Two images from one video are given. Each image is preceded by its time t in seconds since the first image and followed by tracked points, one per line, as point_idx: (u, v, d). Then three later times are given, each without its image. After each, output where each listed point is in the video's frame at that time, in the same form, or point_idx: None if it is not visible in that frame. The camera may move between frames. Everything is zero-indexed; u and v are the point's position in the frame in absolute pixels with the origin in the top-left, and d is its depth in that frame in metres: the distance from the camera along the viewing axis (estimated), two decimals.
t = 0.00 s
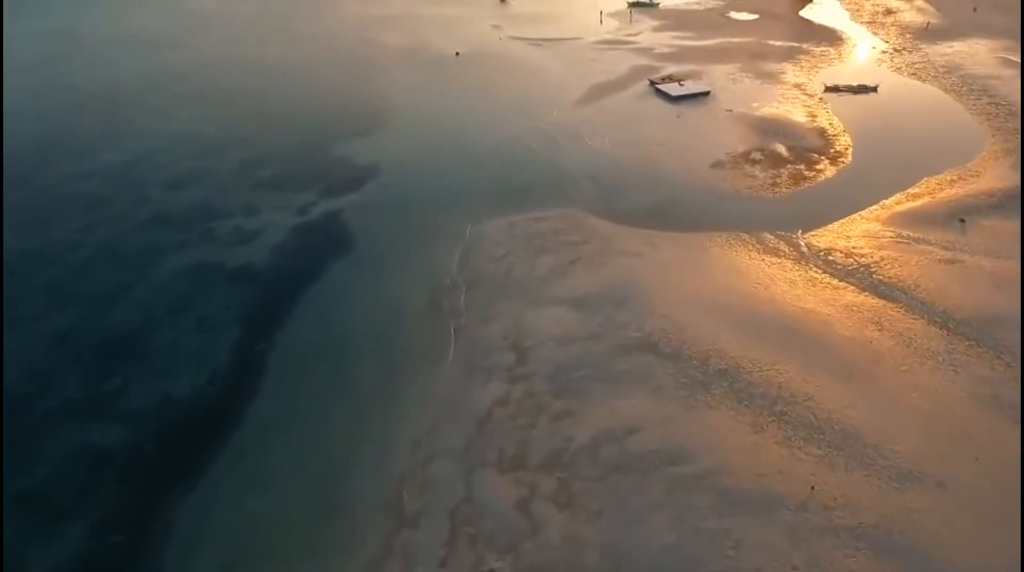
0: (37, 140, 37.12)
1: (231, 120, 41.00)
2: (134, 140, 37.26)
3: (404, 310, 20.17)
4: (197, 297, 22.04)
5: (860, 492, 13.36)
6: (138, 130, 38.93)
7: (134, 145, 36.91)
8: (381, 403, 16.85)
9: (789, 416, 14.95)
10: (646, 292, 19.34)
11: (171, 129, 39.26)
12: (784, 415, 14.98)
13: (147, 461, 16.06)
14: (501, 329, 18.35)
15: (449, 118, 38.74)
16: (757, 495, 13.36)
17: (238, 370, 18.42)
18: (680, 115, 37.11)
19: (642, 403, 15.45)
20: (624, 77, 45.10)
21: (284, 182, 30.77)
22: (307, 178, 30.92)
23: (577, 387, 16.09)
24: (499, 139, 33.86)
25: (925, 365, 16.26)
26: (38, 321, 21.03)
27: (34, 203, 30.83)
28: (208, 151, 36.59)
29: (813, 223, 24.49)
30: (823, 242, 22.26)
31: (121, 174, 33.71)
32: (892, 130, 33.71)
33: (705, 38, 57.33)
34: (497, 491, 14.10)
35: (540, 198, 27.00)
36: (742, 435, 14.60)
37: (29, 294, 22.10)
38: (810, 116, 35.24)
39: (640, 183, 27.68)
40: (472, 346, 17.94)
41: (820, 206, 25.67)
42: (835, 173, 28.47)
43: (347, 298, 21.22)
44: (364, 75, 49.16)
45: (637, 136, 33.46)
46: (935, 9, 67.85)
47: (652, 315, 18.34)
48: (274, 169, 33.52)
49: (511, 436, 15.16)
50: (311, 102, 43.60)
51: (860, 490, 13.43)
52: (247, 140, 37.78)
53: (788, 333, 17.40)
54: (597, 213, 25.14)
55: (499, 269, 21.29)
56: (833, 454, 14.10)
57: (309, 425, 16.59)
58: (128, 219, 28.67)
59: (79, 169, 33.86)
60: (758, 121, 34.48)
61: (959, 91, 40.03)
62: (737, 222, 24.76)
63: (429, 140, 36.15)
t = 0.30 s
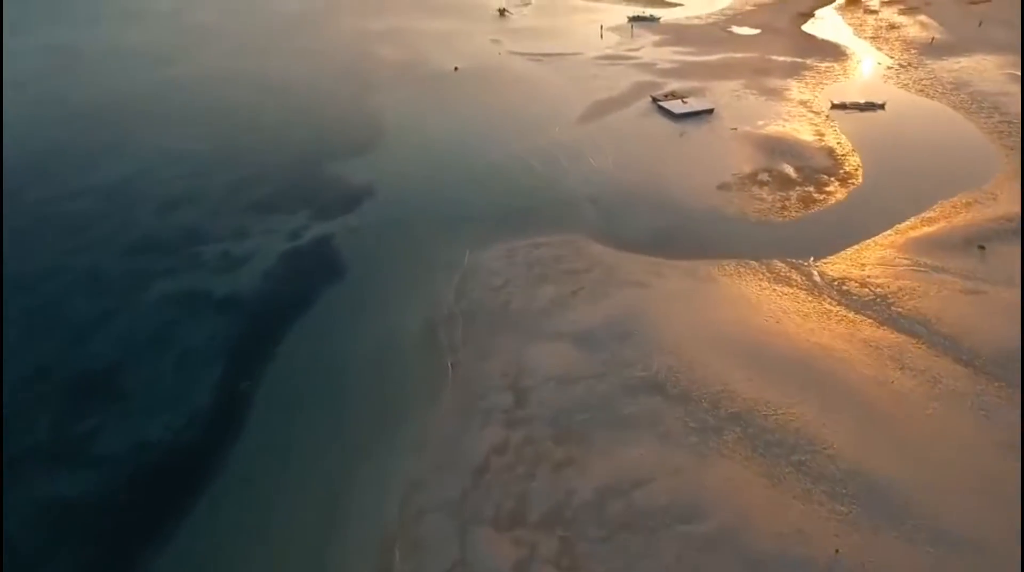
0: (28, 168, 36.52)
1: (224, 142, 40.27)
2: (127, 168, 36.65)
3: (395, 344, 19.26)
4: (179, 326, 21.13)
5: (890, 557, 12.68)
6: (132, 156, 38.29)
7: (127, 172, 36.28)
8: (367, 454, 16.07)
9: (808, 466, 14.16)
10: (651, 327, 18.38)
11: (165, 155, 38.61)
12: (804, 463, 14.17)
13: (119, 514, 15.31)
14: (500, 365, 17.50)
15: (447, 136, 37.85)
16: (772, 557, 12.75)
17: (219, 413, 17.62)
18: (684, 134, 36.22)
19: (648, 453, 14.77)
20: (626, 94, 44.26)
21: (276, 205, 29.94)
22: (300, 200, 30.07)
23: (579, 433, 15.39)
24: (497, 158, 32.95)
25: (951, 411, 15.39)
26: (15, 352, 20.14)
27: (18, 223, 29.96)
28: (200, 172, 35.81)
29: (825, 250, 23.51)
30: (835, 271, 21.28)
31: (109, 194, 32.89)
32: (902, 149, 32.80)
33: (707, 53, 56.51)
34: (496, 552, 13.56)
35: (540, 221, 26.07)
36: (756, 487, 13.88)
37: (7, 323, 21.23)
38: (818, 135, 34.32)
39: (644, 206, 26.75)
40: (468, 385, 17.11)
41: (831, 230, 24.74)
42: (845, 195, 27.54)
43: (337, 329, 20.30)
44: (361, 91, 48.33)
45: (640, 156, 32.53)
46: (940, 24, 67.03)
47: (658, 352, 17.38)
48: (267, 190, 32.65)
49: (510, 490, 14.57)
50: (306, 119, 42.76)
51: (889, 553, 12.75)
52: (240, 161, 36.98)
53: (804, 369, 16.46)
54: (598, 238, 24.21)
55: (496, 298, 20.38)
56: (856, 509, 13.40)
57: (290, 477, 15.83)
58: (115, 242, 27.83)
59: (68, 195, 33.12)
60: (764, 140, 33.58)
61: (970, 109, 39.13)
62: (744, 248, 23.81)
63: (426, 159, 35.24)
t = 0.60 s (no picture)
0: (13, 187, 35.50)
1: (217, 161, 39.30)
2: (117, 188, 35.67)
3: (387, 381, 18.31)
4: (156, 360, 20.00)
5: None
6: (121, 176, 37.33)
7: (116, 192, 35.32)
8: (352, 506, 15.13)
9: (831, 524, 13.49)
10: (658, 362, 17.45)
11: (156, 173, 37.65)
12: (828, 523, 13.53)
13: None
14: (497, 406, 16.62)
15: (444, 155, 36.90)
16: None
17: (196, 457, 16.66)
18: (687, 153, 35.24)
19: (658, 507, 14.01)
20: (627, 111, 43.29)
21: (268, 229, 28.99)
22: (292, 223, 29.14)
23: (584, 484, 14.62)
24: (496, 178, 31.98)
25: (981, 458, 14.65)
26: None
27: None
28: (190, 193, 34.75)
29: (838, 277, 22.44)
30: (849, 301, 20.29)
31: (96, 216, 31.91)
32: (912, 170, 31.82)
33: (709, 69, 55.60)
34: None
35: (540, 245, 25.04)
36: (776, 549, 13.20)
37: None
38: (825, 155, 33.40)
39: (648, 230, 25.72)
40: (465, 429, 16.25)
41: (843, 255, 23.74)
42: (856, 218, 26.59)
43: (328, 363, 19.36)
44: (357, 108, 47.42)
45: (644, 175, 31.54)
46: (944, 39, 66.23)
47: (666, 392, 16.49)
48: (257, 212, 31.51)
49: (509, 546, 13.77)
50: (300, 138, 41.78)
51: None
52: (232, 181, 36.01)
53: (824, 410, 15.68)
54: (601, 265, 23.25)
55: (493, 328, 19.39)
56: None
57: (270, 530, 14.91)
58: (98, 267, 26.66)
59: (53, 214, 32.09)
60: (770, 160, 32.60)
61: (980, 128, 38.18)
62: (754, 276, 22.73)
63: (423, 178, 34.30)
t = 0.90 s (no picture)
0: None
1: (209, 180, 38.30)
2: (105, 208, 34.66)
3: (381, 422, 17.26)
4: (133, 399, 18.78)
5: None
6: (110, 195, 36.31)
7: (104, 213, 34.30)
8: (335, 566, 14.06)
9: None
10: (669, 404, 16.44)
11: (145, 194, 36.64)
12: None
13: None
14: (495, 452, 15.64)
15: (441, 175, 35.86)
16: None
17: (169, 512, 15.55)
18: (692, 172, 34.21)
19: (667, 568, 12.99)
20: (629, 128, 42.32)
21: (258, 253, 27.95)
22: (284, 248, 28.12)
23: (587, 541, 13.60)
24: (495, 201, 30.97)
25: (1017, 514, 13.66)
26: None
27: None
28: (180, 214, 33.67)
29: (854, 306, 21.37)
30: (866, 332, 19.25)
31: (82, 238, 30.87)
32: (925, 191, 30.82)
33: (712, 85, 54.71)
34: None
35: (540, 273, 24.00)
36: None
37: None
38: (834, 175, 32.38)
39: (653, 255, 24.66)
40: (461, 479, 15.25)
41: (858, 283, 22.69)
42: (870, 242, 25.54)
43: (317, 401, 18.32)
44: (354, 125, 46.45)
45: (648, 197, 30.51)
46: (949, 54, 65.38)
47: (676, 438, 15.48)
48: (249, 234, 30.43)
49: None
50: (295, 157, 40.76)
51: None
52: (223, 202, 35.00)
53: (848, 456, 14.73)
54: (605, 294, 22.20)
55: (492, 364, 18.44)
56: None
57: None
58: (80, 293, 25.55)
59: (37, 236, 31.07)
60: (778, 181, 31.56)
61: (992, 146, 37.19)
62: (765, 305, 21.64)
63: (419, 198, 33.27)
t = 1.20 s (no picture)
0: None
1: (199, 200, 37.28)
2: (91, 228, 33.62)
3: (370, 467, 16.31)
4: (107, 437, 17.71)
5: None
6: (97, 216, 35.31)
7: (89, 233, 33.26)
8: None
9: None
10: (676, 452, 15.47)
11: (133, 214, 35.63)
12: None
13: None
14: (494, 503, 14.71)
15: (438, 194, 34.87)
16: None
17: (135, 570, 14.45)
18: (697, 191, 33.19)
19: None
20: (631, 146, 41.34)
21: (247, 278, 26.91)
22: (275, 273, 27.11)
23: None
24: (493, 223, 29.94)
25: None
26: None
27: None
28: (169, 234, 32.66)
29: (871, 336, 20.33)
30: (887, 366, 18.16)
31: (65, 261, 29.80)
32: (938, 211, 29.79)
33: (715, 100, 53.79)
34: None
35: (539, 300, 23.00)
36: None
37: None
38: (844, 195, 31.35)
39: (658, 282, 23.65)
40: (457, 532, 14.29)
41: (875, 312, 21.61)
42: (884, 267, 24.47)
43: (302, 445, 17.40)
44: (350, 142, 45.49)
45: (653, 218, 29.45)
46: (954, 69, 64.48)
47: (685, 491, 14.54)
48: (238, 256, 29.41)
49: None
50: (289, 175, 39.78)
51: None
52: (212, 222, 33.97)
53: (871, 514, 13.79)
54: (608, 324, 21.17)
55: (491, 403, 17.56)
56: None
57: None
58: (60, 320, 24.51)
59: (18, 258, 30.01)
60: (785, 201, 30.55)
61: (1005, 164, 36.15)
62: (777, 333, 20.56)
63: (415, 218, 32.22)
